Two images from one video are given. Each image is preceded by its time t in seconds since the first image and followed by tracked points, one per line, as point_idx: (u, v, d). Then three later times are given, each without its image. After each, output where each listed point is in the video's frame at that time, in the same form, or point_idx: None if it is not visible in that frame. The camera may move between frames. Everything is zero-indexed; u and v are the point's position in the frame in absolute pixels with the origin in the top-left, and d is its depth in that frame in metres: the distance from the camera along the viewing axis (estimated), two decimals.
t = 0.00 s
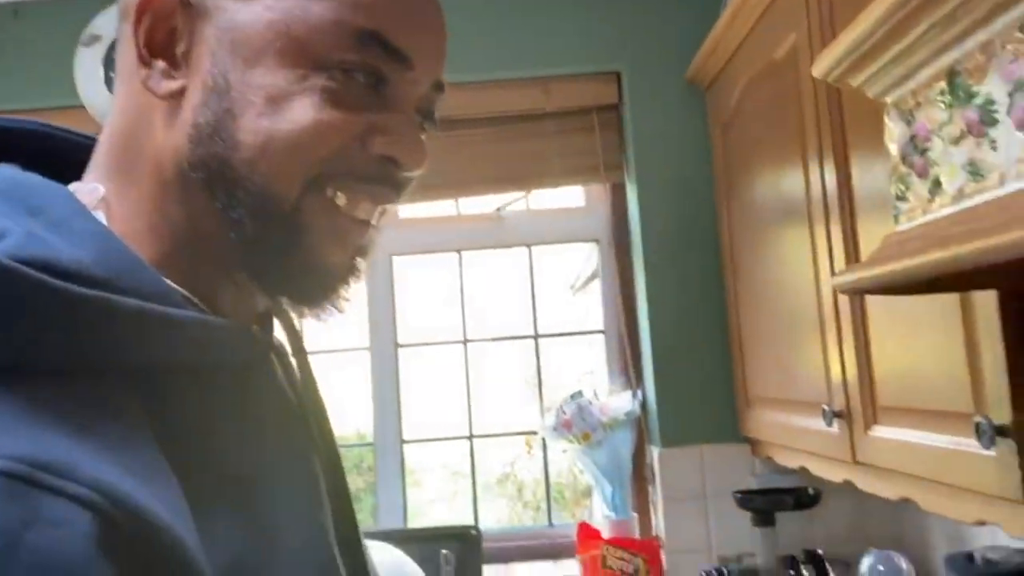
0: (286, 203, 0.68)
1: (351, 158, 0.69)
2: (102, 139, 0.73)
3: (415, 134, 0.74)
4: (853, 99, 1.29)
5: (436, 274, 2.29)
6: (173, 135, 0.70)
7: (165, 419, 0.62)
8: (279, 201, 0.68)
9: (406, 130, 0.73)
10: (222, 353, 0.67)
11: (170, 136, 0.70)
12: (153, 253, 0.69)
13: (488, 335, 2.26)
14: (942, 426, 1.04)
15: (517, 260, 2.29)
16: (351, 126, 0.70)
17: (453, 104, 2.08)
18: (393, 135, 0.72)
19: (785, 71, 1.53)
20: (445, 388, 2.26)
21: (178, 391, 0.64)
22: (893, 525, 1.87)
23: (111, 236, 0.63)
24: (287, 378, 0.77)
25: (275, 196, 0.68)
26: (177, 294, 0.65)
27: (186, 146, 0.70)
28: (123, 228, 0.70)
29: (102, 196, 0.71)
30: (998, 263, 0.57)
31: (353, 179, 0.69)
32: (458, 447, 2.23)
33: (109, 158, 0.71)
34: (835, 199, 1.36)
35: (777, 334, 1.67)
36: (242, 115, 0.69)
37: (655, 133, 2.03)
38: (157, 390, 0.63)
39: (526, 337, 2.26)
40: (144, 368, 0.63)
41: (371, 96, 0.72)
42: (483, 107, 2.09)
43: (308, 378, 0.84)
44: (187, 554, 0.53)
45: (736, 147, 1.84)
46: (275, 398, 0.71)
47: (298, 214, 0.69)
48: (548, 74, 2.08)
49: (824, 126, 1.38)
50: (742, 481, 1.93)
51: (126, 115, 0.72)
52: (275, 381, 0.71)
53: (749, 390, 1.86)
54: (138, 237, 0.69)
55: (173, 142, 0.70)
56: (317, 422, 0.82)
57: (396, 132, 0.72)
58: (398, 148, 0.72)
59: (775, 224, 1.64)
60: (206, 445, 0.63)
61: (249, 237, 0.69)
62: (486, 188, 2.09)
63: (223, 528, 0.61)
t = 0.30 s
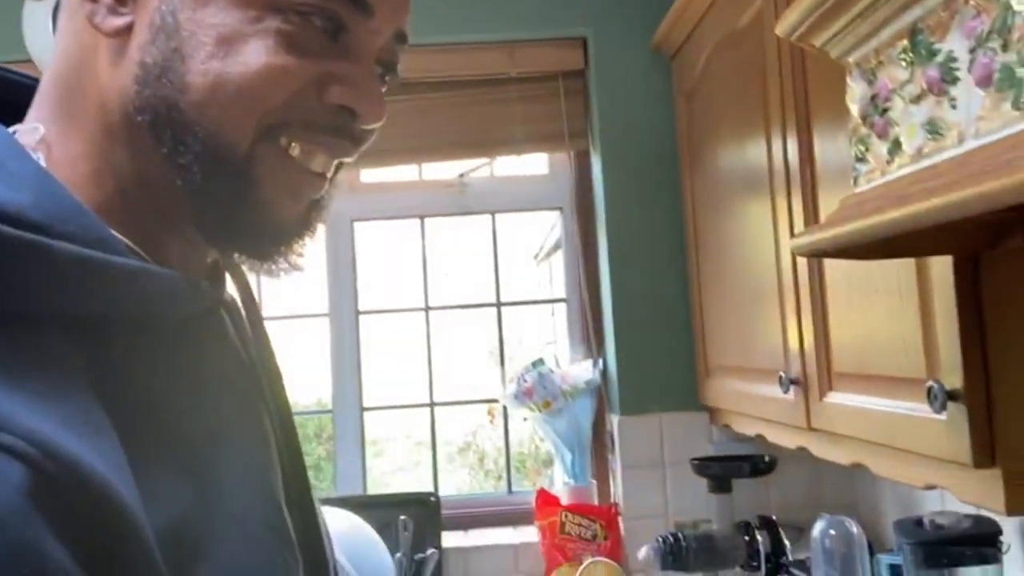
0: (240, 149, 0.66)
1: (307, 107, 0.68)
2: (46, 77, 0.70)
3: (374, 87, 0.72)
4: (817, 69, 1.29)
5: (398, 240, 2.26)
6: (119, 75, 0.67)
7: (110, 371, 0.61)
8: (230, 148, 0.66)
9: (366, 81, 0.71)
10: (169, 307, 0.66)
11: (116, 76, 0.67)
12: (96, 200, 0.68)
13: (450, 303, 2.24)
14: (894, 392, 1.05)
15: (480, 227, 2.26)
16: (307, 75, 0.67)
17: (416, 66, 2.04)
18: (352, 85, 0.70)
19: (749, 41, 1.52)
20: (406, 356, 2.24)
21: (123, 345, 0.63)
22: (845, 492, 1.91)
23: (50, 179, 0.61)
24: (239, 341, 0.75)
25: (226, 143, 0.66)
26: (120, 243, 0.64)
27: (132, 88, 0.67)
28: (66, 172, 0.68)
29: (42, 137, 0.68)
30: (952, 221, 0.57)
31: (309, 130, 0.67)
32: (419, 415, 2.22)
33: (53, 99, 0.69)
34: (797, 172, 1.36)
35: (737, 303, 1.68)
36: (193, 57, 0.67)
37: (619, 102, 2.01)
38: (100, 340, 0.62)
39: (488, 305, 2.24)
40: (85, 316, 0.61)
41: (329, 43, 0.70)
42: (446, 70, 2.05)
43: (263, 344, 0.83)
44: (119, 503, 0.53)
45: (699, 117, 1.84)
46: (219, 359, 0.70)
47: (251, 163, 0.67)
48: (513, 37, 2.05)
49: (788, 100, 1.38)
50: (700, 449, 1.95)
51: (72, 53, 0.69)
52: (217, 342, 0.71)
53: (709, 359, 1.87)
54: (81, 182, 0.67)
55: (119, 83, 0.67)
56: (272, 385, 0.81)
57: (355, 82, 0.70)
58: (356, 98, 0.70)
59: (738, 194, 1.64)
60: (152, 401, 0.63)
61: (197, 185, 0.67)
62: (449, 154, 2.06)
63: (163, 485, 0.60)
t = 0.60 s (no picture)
0: (218, 111, 0.66)
1: (286, 69, 0.66)
2: (19, 28, 0.69)
3: (355, 47, 0.70)
4: (794, 43, 1.29)
5: (373, 212, 2.24)
6: (95, 28, 0.66)
7: (83, 335, 0.60)
8: (209, 109, 0.66)
9: (347, 43, 0.69)
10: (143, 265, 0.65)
11: (93, 29, 0.66)
12: (71, 157, 0.67)
13: (425, 276, 2.23)
14: (863, 363, 1.07)
15: (455, 200, 2.25)
16: (285, 35, 0.66)
17: (394, 35, 2.01)
18: (333, 47, 0.68)
19: (728, 14, 1.52)
20: (380, 329, 2.23)
21: (98, 302, 0.63)
22: (812, 464, 1.95)
23: (24, 133, 0.60)
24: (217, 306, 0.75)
25: (205, 104, 0.65)
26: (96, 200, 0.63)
27: (107, 43, 0.65)
28: (42, 127, 0.67)
29: (15, 90, 0.67)
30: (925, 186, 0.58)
31: (289, 93, 0.67)
32: (393, 387, 2.21)
33: (30, 52, 0.68)
34: (772, 146, 1.37)
35: (711, 277, 1.69)
36: (170, 12, 0.64)
37: (597, 75, 2.00)
38: (74, 298, 0.61)
39: (463, 279, 2.23)
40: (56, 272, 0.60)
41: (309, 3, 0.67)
42: (424, 40, 2.02)
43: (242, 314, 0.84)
44: (96, 458, 0.53)
45: (676, 92, 1.84)
46: (198, 321, 0.70)
47: (229, 123, 0.66)
48: (492, 8, 2.03)
49: (765, 72, 1.38)
50: (672, 422, 1.97)
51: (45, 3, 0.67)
52: (196, 305, 0.70)
53: (682, 333, 1.89)
54: (57, 138, 0.67)
55: (95, 36, 0.66)
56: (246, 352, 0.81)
57: (336, 44, 0.68)
58: (337, 60, 0.69)
59: (713, 168, 1.65)
60: (129, 359, 0.62)
61: (174, 144, 0.66)
62: (426, 125, 2.05)
63: (141, 442, 0.59)
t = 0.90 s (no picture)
0: (191, 76, 0.66)
1: (257, 33, 0.67)
2: None
3: (325, 11, 0.71)
4: (773, 21, 1.29)
5: (351, 187, 2.22)
6: None
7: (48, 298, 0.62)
8: (180, 75, 0.65)
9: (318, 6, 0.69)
10: (109, 230, 0.67)
11: None
12: (38, 121, 0.66)
13: (404, 252, 2.22)
14: (835, 339, 1.08)
15: (434, 176, 2.24)
16: None
17: (372, 8, 1.98)
18: (304, 11, 0.68)
19: None
20: (358, 304, 2.22)
21: (65, 268, 0.64)
22: (786, 439, 1.97)
23: None
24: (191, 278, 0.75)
25: (177, 69, 0.65)
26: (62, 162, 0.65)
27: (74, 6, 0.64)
28: (9, 92, 0.66)
29: None
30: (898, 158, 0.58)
31: (263, 58, 0.67)
32: (372, 363, 2.21)
33: None
34: (750, 124, 1.37)
35: (688, 255, 1.70)
36: None
37: (577, 52, 1.99)
38: (39, 265, 0.63)
39: (442, 256, 2.22)
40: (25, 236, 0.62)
41: None
42: (403, 13, 2.00)
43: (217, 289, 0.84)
44: (59, 416, 0.54)
45: (656, 70, 1.83)
46: (168, 289, 0.71)
47: (201, 89, 0.66)
48: None
49: (744, 49, 1.38)
50: (648, 399, 1.98)
51: None
52: (164, 271, 0.71)
53: (659, 311, 1.90)
54: (23, 102, 0.66)
55: None
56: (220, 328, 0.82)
57: (306, 7, 0.68)
58: (308, 24, 0.69)
59: (691, 147, 1.65)
60: (97, 327, 0.64)
61: (144, 107, 0.65)
62: (404, 100, 2.03)
63: (108, 406, 0.61)
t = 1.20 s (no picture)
0: (203, 41, 0.72)
1: None
2: None
3: None
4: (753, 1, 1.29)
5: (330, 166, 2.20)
6: None
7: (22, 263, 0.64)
8: (193, 39, 0.71)
9: None
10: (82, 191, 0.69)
11: None
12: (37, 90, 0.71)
13: (383, 232, 2.21)
14: (810, 318, 1.09)
15: (414, 155, 2.22)
16: None
17: None
18: None
19: None
20: (337, 284, 2.21)
21: (36, 224, 0.66)
22: (762, 419, 1.99)
23: None
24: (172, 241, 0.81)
25: (188, 34, 0.71)
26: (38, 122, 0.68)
27: None
28: (5, 69, 0.70)
29: None
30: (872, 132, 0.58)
31: (280, 15, 0.72)
32: (351, 343, 2.20)
33: None
34: (729, 105, 1.37)
35: (667, 236, 1.70)
36: None
37: (557, 31, 1.97)
38: (13, 220, 0.65)
39: (422, 235, 2.21)
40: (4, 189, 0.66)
41: None
42: None
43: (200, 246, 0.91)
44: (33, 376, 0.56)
45: (636, 50, 1.82)
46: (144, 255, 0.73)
47: (216, 52, 0.73)
48: None
49: (723, 30, 1.38)
50: (627, 379, 1.99)
51: None
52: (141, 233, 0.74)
53: (638, 291, 1.90)
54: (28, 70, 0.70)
55: None
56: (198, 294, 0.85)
57: None
58: None
59: (670, 129, 1.65)
60: (75, 291, 0.66)
61: (155, 74, 0.72)
62: (383, 77, 2.01)
63: (76, 364, 0.63)
